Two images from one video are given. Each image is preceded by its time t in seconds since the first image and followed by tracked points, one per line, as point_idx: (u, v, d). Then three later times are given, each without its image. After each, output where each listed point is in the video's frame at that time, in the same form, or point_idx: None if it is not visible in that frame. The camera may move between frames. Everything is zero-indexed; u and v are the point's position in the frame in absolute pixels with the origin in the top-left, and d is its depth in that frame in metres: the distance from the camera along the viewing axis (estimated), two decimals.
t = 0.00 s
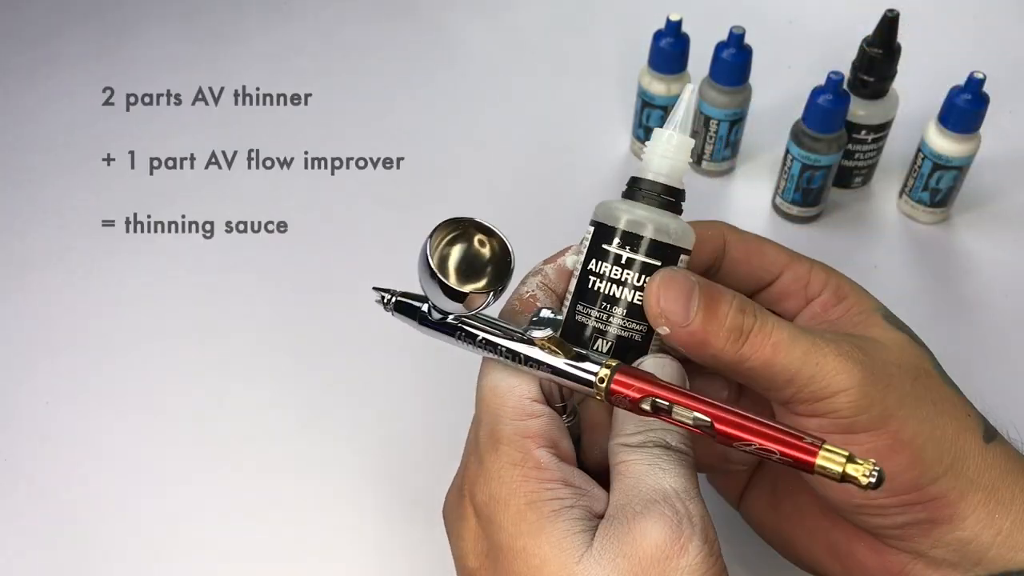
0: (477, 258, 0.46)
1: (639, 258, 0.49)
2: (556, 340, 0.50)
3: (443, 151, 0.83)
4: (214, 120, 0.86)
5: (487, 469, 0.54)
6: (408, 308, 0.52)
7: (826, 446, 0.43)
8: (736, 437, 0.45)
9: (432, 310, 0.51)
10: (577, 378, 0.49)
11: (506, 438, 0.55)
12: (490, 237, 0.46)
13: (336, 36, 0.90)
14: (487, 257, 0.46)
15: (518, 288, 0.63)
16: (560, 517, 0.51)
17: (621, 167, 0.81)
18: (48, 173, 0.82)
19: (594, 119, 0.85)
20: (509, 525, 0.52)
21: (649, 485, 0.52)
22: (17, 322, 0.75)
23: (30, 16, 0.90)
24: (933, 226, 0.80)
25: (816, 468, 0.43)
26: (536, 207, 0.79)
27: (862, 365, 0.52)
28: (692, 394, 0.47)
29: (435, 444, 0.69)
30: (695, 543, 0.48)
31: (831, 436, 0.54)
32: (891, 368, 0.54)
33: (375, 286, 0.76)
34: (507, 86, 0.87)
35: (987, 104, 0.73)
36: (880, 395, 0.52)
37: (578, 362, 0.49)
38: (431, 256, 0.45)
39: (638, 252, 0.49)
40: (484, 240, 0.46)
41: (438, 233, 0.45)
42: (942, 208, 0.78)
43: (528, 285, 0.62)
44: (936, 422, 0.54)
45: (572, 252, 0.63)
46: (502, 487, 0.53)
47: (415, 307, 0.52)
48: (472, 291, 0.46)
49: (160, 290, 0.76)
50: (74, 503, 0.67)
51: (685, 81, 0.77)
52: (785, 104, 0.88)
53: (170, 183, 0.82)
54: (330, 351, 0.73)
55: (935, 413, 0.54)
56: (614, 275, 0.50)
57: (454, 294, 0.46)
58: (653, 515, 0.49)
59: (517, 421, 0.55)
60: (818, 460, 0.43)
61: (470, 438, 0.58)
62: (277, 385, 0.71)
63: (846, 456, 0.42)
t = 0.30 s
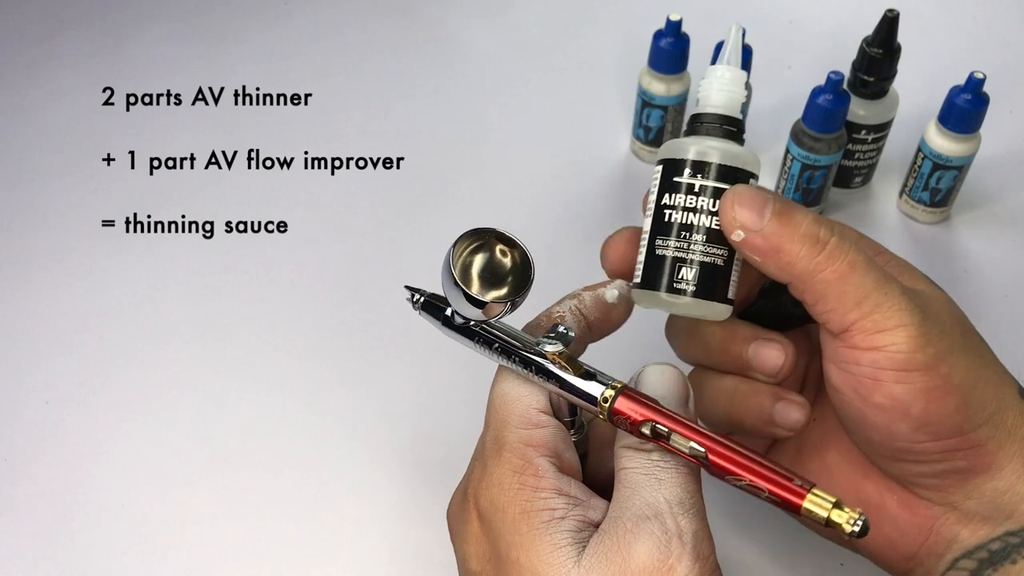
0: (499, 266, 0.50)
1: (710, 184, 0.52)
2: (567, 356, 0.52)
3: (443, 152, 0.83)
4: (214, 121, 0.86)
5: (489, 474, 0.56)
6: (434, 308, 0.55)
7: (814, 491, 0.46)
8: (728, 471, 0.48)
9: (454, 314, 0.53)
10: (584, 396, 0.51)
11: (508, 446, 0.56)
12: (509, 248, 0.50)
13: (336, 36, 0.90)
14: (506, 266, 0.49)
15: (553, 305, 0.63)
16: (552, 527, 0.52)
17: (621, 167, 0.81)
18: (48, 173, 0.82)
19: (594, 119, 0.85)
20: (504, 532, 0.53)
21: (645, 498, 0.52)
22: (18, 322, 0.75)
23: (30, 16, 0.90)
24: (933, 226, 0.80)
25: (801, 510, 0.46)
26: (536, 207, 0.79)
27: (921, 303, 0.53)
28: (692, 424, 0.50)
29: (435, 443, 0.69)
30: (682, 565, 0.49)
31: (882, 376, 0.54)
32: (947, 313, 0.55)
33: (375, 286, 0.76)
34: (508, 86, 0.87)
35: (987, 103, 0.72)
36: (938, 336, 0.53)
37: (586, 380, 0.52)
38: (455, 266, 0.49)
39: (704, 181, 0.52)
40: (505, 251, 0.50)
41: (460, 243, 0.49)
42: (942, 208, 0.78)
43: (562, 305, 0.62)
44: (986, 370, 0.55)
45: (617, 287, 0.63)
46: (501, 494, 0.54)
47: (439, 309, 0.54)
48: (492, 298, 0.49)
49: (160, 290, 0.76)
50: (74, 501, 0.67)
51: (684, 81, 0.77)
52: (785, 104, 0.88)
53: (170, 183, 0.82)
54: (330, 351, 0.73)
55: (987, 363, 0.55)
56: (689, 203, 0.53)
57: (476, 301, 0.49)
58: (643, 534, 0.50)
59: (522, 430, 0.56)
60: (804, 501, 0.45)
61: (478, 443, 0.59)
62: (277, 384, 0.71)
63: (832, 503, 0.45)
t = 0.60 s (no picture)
0: (508, 263, 0.50)
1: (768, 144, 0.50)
2: (569, 354, 0.53)
3: (444, 152, 0.83)
4: (214, 121, 0.86)
5: (487, 461, 0.56)
6: (448, 300, 0.55)
7: (788, 499, 0.46)
8: (709, 475, 0.48)
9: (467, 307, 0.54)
10: (582, 392, 0.52)
11: (508, 434, 0.56)
12: (519, 246, 0.50)
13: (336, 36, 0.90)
14: (515, 264, 0.50)
15: (565, 307, 0.64)
16: (547, 509, 0.53)
17: (621, 167, 0.81)
18: (48, 174, 0.82)
19: (595, 119, 0.85)
20: (500, 516, 0.54)
21: (622, 472, 0.53)
22: (18, 322, 0.75)
23: (31, 17, 0.90)
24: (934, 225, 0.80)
25: (775, 517, 0.46)
26: (536, 206, 0.79)
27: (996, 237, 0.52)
28: (681, 427, 0.51)
29: (435, 443, 0.69)
30: (660, 532, 0.49)
31: (956, 317, 0.54)
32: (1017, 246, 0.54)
33: (375, 286, 0.76)
34: (508, 86, 0.87)
35: (987, 103, 0.73)
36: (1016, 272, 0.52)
37: (584, 377, 0.52)
38: (465, 263, 0.49)
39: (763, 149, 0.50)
40: (513, 248, 0.50)
41: (471, 241, 0.50)
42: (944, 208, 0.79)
43: (574, 306, 0.62)
44: None
45: (629, 293, 0.64)
46: (498, 479, 0.55)
47: (453, 302, 0.55)
48: (501, 295, 0.49)
49: (160, 290, 0.76)
50: (75, 500, 0.68)
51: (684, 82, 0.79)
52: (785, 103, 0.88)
53: (170, 183, 0.82)
54: (331, 350, 0.73)
55: None
56: (764, 178, 0.51)
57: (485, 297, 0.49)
58: (621, 505, 0.51)
59: (522, 419, 0.56)
60: (778, 509, 0.46)
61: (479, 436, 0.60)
62: (277, 384, 0.71)
63: (804, 511, 0.45)
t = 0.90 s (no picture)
0: (508, 275, 0.50)
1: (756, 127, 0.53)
2: (569, 362, 0.54)
3: (444, 152, 0.83)
4: (214, 121, 0.86)
5: (490, 467, 0.57)
6: (444, 310, 0.57)
7: (792, 498, 0.47)
8: (714, 476, 0.50)
9: (463, 316, 0.56)
10: (583, 399, 0.53)
11: (511, 441, 0.57)
12: (519, 258, 0.50)
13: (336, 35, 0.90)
14: (515, 275, 0.50)
15: (560, 313, 0.64)
16: (549, 517, 0.54)
17: (620, 167, 0.82)
18: (49, 174, 0.82)
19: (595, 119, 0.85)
20: (504, 522, 0.55)
21: (618, 483, 0.54)
22: (19, 322, 0.75)
23: (30, 16, 0.90)
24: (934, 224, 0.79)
25: (780, 515, 0.47)
26: (536, 207, 0.79)
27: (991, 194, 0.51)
28: (683, 429, 0.52)
29: (435, 442, 0.69)
30: (656, 542, 0.50)
31: (938, 277, 0.54)
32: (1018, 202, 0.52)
33: (375, 286, 0.76)
34: (508, 85, 0.87)
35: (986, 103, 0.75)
36: (1006, 232, 0.51)
37: (585, 384, 0.54)
38: (466, 271, 0.50)
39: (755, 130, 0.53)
40: (514, 260, 0.50)
41: (472, 249, 0.50)
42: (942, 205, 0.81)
43: (569, 313, 0.63)
44: None
45: (624, 300, 0.64)
46: (502, 486, 0.56)
47: (450, 311, 0.57)
48: (500, 304, 0.50)
49: (160, 290, 0.76)
50: (75, 500, 0.68)
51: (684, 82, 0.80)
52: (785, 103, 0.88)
53: (170, 183, 0.82)
54: (331, 351, 0.73)
55: None
56: (771, 161, 0.54)
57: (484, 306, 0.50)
58: (617, 517, 0.52)
59: (525, 426, 0.57)
60: (783, 508, 0.47)
61: (481, 440, 0.60)
62: (277, 383, 0.72)
63: (809, 510, 0.46)
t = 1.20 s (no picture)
0: (527, 280, 0.52)
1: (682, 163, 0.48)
2: (582, 366, 0.55)
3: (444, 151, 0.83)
4: (214, 121, 0.86)
5: (500, 469, 0.58)
6: (455, 309, 0.57)
7: (804, 508, 0.48)
8: (728, 484, 0.50)
9: (476, 316, 0.56)
10: (596, 404, 0.54)
11: (521, 444, 0.58)
12: (537, 263, 0.52)
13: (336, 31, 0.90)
14: (532, 279, 0.52)
15: (573, 317, 0.66)
16: (561, 519, 0.55)
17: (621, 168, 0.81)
18: (49, 174, 0.82)
19: (595, 119, 0.85)
20: (515, 524, 0.56)
21: (630, 485, 0.55)
22: (20, 322, 0.75)
23: (29, 14, 0.89)
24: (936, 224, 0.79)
25: (793, 525, 0.48)
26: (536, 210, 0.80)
27: (932, 191, 0.47)
28: (697, 437, 0.52)
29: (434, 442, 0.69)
30: (668, 544, 0.51)
31: (881, 274, 0.52)
32: (966, 191, 0.48)
33: (375, 286, 0.76)
34: (509, 85, 0.87)
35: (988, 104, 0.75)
36: (950, 233, 0.48)
37: (598, 390, 0.54)
38: (484, 271, 0.52)
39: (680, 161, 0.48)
40: (532, 265, 0.52)
41: (490, 253, 0.52)
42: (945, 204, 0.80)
43: (583, 318, 0.65)
44: (1006, 256, 0.50)
45: (636, 306, 0.66)
46: (512, 488, 0.57)
47: (462, 310, 0.57)
48: (514, 306, 0.51)
49: (160, 291, 0.76)
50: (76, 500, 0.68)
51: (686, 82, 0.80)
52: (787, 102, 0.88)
53: (170, 183, 0.82)
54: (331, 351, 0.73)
55: (1003, 255, 0.50)
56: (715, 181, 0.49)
57: (500, 306, 0.51)
58: (629, 519, 0.53)
59: (535, 429, 0.59)
60: (796, 518, 0.48)
61: (490, 440, 0.61)
62: (277, 385, 0.72)
63: (822, 521, 0.47)
